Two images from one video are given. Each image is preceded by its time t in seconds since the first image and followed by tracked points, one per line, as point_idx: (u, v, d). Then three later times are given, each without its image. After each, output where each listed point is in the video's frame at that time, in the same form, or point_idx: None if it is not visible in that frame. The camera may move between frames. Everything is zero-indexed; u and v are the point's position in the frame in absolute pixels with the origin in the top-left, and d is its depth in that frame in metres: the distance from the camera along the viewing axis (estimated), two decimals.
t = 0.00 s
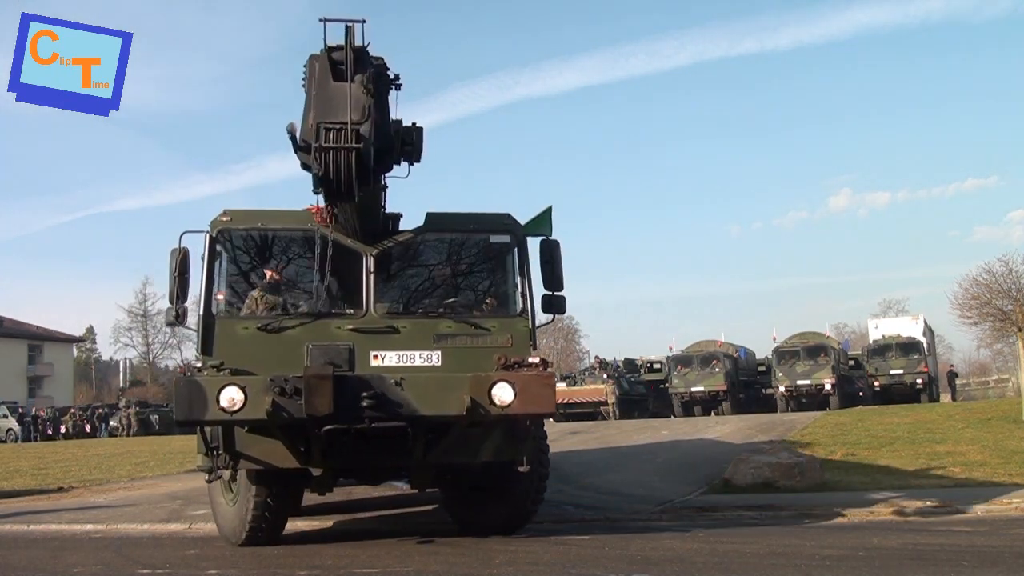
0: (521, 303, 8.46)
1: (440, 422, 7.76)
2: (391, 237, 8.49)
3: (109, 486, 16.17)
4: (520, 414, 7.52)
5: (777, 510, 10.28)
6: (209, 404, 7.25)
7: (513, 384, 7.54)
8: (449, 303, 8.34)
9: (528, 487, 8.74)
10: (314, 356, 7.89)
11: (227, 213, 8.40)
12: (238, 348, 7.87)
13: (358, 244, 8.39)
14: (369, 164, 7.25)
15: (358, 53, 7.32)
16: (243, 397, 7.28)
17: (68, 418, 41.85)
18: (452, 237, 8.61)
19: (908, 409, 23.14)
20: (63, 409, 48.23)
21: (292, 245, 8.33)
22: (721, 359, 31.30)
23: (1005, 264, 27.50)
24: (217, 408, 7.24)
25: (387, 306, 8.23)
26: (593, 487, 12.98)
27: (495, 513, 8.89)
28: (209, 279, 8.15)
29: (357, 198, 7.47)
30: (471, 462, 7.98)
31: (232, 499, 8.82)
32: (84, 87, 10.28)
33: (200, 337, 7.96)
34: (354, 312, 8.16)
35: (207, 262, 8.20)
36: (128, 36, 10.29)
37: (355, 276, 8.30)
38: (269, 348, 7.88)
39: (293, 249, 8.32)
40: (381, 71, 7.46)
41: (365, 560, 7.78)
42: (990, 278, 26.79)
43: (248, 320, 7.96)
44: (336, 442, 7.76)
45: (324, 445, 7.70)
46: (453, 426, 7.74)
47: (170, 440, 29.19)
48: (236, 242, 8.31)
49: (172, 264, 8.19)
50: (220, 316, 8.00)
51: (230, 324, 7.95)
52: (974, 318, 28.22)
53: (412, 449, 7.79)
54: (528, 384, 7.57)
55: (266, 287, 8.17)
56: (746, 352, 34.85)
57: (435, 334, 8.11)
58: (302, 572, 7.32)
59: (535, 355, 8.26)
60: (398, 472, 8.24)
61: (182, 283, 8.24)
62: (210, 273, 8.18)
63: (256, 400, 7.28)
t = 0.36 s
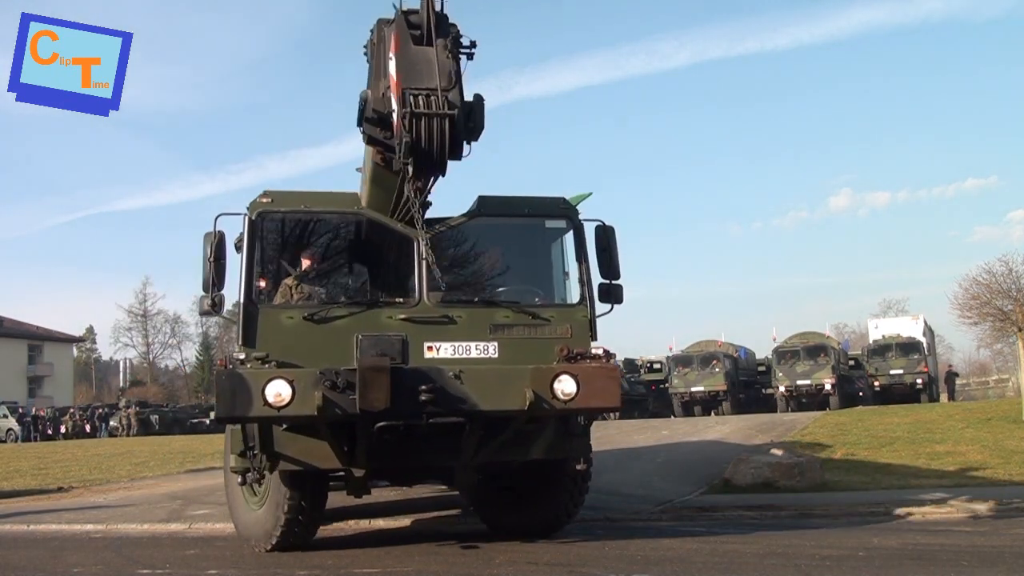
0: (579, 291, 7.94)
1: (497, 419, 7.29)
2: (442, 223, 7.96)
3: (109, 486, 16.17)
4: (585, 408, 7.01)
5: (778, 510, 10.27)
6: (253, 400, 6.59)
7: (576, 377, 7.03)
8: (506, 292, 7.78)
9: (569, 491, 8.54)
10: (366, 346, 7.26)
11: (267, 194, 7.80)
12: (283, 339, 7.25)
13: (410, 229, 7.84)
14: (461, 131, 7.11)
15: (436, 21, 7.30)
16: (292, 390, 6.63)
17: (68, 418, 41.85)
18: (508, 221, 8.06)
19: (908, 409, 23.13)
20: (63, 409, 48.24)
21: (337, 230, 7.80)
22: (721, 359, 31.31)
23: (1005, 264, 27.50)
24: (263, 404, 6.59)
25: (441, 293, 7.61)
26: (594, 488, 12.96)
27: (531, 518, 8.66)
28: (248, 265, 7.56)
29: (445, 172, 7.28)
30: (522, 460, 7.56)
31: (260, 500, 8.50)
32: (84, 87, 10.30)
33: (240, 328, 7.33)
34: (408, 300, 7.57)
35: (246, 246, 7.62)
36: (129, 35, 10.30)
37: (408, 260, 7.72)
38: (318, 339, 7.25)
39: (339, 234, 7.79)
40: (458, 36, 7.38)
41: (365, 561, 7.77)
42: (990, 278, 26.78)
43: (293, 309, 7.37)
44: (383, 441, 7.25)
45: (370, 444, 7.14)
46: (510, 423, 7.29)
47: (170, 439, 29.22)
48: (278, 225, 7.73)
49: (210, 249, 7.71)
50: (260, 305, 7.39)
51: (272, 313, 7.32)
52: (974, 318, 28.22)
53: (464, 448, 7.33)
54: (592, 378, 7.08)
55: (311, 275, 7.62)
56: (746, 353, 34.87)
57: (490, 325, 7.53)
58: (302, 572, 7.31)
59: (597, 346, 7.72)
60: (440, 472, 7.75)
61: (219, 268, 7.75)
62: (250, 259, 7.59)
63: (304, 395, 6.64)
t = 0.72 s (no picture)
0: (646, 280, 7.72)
1: (566, 414, 7.04)
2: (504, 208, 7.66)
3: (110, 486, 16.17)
4: (661, 404, 6.86)
5: (778, 510, 10.27)
6: (314, 398, 6.30)
7: (651, 371, 6.90)
8: (573, 282, 7.55)
9: (618, 493, 8.32)
10: (431, 339, 6.98)
11: (317, 176, 7.42)
12: (344, 333, 6.92)
13: (472, 215, 7.59)
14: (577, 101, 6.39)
15: None
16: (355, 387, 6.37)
17: (68, 418, 41.84)
18: (571, 207, 7.79)
19: (909, 410, 23.13)
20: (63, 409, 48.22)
21: (394, 219, 7.51)
22: (721, 359, 31.31)
23: (1005, 263, 27.49)
24: (324, 402, 6.31)
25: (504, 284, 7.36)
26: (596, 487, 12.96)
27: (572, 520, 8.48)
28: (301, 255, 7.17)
29: (552, 150, 6.56)
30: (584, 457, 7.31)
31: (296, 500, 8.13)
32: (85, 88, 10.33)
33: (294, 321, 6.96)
34: (473, 289, 7.30)
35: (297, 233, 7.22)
36: (128, 36, 10.99)
37: (470, 247, 7.46)
38: (380, 332, 6.93)
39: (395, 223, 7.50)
40: None
41: (366, 561, 7.76)
42: (990, 278, 26.76)
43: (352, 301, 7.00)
44: (450, 435, 6.93)
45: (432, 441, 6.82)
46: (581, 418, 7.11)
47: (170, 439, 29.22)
48: (332, 212, 7.37)
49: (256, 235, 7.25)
50: (317, 295, 7.02)
51: (329, 304, 6.96)
52: (974, 318, 28.20)
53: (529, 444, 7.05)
54: (667, 372, 6.91)
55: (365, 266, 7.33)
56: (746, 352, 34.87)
57: (558, 316, 7.29)
58: (302, 572, 7.30)
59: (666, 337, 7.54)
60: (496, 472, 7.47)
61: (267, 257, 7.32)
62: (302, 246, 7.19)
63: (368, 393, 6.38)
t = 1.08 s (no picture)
0: (732, 268, 7.31)
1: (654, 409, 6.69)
2: (585, 189, 7.23)
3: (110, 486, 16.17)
4: (755, 397, 6.57)
5: (778, 510, 10.28)
6: (401, 392, 5.88)
7: (744, 366, 6.60)
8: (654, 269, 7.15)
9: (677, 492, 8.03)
10: (516, 330, 6.51)
11: (394, 153, 6.97)
12: (428, 321, 6.44)
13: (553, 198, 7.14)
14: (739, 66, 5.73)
15: None
16: (444, 379, 5.96)
17: (68, 418, 41.83)
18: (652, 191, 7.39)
19: (908, 410, 23.15)
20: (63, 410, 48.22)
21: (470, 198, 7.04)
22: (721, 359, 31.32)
23: (1006, 263, 27.47)
24: (411, 396, 5.88)
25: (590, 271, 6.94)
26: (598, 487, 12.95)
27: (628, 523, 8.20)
28: (377, 236, 6.66)
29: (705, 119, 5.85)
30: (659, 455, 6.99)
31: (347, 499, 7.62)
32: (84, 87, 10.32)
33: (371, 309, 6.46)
34: (558, 277, 6.87)
35: (373, 211, 6.75)
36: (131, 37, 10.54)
37: (552, 231, 7.03)
38: (464, 321, 6.47)
39: (473, 203, 7.04)
40: None
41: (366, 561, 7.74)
42: (990, 278, 26.76)
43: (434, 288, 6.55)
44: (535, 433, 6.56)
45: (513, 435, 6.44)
46: (670, 416, 6.83)
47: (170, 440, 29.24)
48: (405, 194, 6.89)
49: (330, 214, 6.81)
50: (397, 280, 6.55)
51: (411, 290, 6.50)
52: (974, 318, 28.19)
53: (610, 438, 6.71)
54: (760, 367, 6.61)
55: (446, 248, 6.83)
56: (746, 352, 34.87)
57: (645, 306, 6.87)
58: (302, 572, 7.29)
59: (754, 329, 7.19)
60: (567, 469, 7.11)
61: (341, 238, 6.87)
62: (379, 226, 6.72)
63: (457, 387, 5.96)
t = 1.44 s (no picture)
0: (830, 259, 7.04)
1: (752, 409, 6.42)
2: (688, 170, 6.91)
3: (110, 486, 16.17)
4: (859, 394, 6.34)
5: (778, 510, 10.28)
6: (513, 381, 5.55)
7: (849, 359, 6.37)
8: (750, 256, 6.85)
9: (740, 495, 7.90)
10: (623, 317, 6.20)
11: (495, 125, 6.52)
12: (540, 304, 6.12)
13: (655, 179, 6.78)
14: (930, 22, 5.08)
15: None
16: (556, 367, 5.64)
17: (68, 418, 41.81)
18: (749, 176, 7.06)
19: (908, 410, 23.15)
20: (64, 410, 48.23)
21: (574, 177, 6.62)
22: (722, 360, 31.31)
23: (1006, 263, 27.47)
24: (524, 383, 5.56)
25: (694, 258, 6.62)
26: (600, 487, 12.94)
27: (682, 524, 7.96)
28: (484, 213, 6.26)
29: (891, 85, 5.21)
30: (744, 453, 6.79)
31: (413, 500, 7.11)
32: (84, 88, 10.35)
33: (476, 289, 6.06)
34: (662, 262, 6.53)
35: (475, 188, 6.33)
36: (129, 37, 10.50)
37: (654, 213, 6.67)
38: (570, 305, 6.15)
39: (569, 181, 6.60)
40: None
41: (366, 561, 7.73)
42: (990, 278, 26.76)
43: (542, 271, 6.20)
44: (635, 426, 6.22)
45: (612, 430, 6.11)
46: (764, 416, 6.61)
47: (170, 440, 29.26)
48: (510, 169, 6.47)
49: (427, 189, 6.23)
50: (507, 261, 6.17)
51: (519, 272, 6.15)
52: (974, 318, 28.18)
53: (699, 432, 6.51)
54: (863, 361, 6.39)
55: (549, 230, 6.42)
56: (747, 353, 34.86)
57: (750, 295, 6.62)
58: (303, 572, 7.28)
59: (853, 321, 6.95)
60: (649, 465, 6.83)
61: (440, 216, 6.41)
62: (481, 202, 6.28)
63: (570, 376, 5.64)
